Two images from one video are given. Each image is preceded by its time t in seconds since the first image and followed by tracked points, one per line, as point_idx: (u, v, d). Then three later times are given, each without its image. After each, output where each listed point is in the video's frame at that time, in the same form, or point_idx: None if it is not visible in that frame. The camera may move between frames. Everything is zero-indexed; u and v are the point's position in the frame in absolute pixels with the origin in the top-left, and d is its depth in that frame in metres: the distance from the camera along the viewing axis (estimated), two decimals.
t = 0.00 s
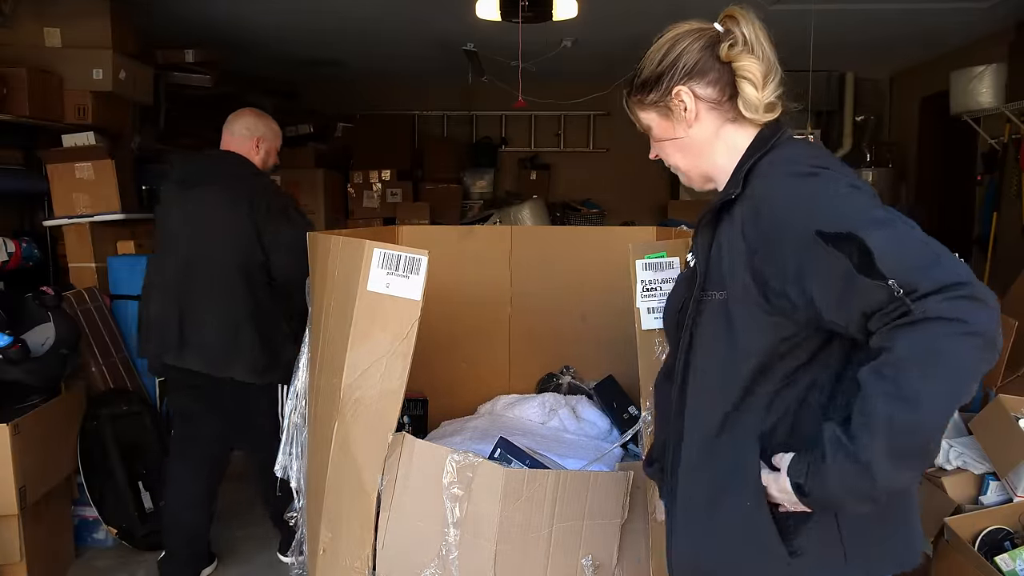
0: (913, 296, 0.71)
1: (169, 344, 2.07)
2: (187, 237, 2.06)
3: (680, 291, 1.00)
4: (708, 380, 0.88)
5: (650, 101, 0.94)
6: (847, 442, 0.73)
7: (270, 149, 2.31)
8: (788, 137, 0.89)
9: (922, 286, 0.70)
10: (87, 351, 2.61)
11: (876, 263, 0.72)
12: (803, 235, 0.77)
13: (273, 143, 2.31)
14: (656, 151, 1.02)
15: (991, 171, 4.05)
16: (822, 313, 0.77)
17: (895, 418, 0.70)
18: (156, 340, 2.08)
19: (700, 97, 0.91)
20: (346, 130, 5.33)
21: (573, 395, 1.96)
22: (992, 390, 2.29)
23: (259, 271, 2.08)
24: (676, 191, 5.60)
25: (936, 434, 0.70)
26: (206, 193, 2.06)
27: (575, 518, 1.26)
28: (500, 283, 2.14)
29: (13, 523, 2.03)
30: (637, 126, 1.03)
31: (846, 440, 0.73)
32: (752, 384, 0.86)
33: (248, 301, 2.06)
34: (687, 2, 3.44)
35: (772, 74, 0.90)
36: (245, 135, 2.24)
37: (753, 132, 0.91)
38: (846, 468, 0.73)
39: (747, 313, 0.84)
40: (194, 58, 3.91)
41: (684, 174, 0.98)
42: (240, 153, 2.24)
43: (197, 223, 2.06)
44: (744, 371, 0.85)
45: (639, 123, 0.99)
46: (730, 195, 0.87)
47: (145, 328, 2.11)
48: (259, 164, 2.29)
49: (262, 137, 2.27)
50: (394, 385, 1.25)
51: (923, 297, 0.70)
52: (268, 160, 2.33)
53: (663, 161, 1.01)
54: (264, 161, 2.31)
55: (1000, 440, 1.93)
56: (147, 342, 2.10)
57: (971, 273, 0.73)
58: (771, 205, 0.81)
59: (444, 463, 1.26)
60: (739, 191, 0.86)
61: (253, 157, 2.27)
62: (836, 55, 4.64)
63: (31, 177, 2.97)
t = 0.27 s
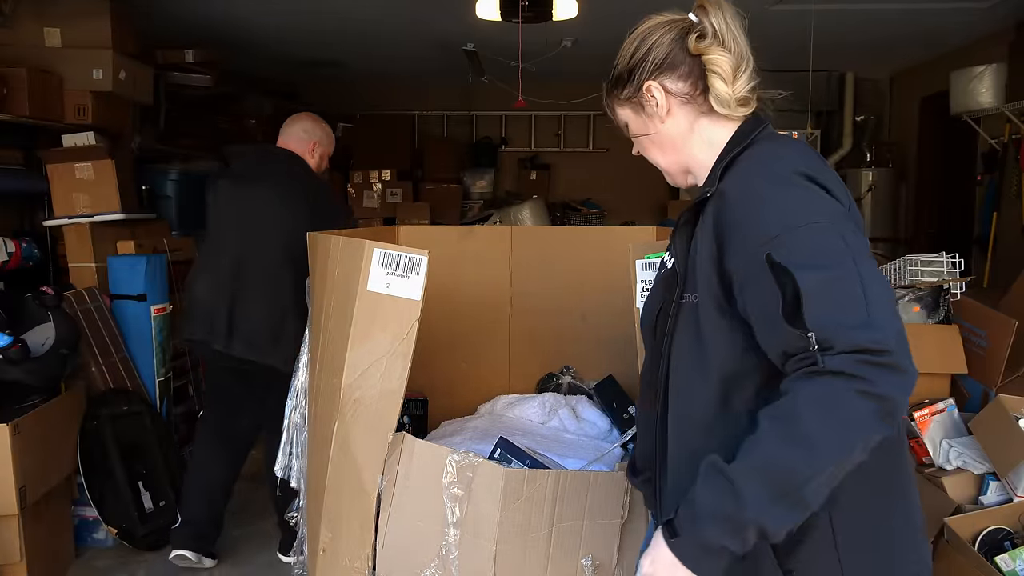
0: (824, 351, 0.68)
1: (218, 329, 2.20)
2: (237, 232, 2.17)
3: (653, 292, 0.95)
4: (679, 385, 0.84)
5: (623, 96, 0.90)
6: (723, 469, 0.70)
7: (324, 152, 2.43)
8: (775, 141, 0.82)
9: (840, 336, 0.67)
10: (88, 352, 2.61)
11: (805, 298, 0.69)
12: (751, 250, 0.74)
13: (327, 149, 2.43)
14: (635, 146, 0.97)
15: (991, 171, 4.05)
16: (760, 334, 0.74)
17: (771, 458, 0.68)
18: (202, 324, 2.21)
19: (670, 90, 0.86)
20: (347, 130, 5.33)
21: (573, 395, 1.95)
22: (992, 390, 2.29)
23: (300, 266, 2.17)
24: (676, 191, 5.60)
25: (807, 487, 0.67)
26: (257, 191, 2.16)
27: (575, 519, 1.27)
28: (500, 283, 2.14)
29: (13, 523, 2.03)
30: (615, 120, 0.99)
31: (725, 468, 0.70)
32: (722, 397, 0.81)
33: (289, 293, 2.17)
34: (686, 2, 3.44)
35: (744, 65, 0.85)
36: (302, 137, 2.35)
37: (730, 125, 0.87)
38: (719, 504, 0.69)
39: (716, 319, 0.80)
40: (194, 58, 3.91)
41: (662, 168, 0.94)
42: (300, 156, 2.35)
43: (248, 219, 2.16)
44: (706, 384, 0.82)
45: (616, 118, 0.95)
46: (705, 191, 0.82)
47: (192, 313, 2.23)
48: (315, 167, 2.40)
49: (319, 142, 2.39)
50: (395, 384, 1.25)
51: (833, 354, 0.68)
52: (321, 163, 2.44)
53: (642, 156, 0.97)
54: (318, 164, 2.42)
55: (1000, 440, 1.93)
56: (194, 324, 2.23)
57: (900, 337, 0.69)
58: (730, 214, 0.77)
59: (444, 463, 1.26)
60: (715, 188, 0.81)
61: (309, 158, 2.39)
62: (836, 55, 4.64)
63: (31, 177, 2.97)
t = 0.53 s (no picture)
0: (766, 341, 0.76)
1: (236, 328, 2.23)
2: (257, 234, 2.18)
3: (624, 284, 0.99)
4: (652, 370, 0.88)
5: (589, 104, 0.93)
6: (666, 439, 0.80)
7: (341, 154, 2.43)
8: (740, 143, 0.87)
9: (782, 328, 0.75)
10: (88, 351, 2.61)
11: (752, 292, 0.76)
12: (711, 242, 0.80)
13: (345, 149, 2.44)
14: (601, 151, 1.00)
15: (991, 171, 4.05)
16: (715, 319, 0.82)
17: (713, 435, 0.77)
18: (222, 321, 2.25)
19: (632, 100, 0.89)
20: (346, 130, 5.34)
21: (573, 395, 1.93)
22: (992, 390, 2.29)
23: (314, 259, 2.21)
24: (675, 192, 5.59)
25: (740, 460, 0.76)
26: (279, 194, 2.17)
27: (575, 518, 1.28)
28: (501, 282, 2.14)
29: (13, 523, 2.03)
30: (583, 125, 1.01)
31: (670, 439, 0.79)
32: (695, 380, 0.86)
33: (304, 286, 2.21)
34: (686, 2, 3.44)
35: (702, 78, 0.88)
36: (321, 139, 2.35)
37: (687, 134, 0.90)
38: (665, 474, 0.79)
39: (683, 306, 0.85)
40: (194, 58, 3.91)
41: (626, 174, 0.97)
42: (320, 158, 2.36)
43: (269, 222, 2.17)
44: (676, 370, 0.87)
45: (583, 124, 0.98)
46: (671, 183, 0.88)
47: (210, 310, 2.27)
48: (334, 168, 2.41)
49: (337, 142, 2.40)
50: (394, 384, 1.25)
51: (773, 345, 0.76)
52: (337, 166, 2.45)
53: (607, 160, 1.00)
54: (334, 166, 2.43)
55: (1000, 440, 1.92)
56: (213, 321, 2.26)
57: (841, 330, 0.76)
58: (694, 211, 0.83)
59: (444, 463, 1.27)
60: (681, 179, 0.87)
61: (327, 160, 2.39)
62: (836, 54, 4.64)
63: (31, 177, 2.97)
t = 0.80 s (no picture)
0: (734, 285, 0.79)
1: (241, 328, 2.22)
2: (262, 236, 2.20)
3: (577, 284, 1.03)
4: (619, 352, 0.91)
5: (532, 130, 1.03)
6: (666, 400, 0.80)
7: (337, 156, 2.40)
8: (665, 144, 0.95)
9: (744, 270, 0.79)
10: (88, 351, 2.61)
11: (712, 248, 0.80)
12: (663, 220, 0.84)
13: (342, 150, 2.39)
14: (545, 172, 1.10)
15: (991, 171, 4.05)
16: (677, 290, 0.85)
17: (707, 385, 0.77)
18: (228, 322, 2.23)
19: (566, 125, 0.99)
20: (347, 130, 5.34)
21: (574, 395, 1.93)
22: (992, 390, 2.29)
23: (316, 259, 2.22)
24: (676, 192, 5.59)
25: (739, 401, 0.78)
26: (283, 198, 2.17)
27: (576, 519, 1.31)
28: (500, 282, 2.14)
29: (13, 523, 2.03)
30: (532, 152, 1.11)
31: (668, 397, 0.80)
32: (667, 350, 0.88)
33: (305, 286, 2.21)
34: (686, 2, 3.44)
35: (630, 106, 0.98)
36: (316, 139, 2.31)
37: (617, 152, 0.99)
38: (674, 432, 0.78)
39: (644, 286, 0.88)
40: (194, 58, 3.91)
41: (567, 192, 1.06)
42: (314, 157, 2.33)
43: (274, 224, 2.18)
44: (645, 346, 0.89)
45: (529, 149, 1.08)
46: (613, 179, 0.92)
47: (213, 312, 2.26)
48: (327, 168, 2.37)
49: (332, 142, 2.35)
50: (393, 384, 1.25)
51: (742, 287, 0.79)
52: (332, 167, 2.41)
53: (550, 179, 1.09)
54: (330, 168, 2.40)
55: (1000, 440, 1.92)
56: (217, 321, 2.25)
57: (794, 266, 0.81)
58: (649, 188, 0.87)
59: (444, 463, 1.30)
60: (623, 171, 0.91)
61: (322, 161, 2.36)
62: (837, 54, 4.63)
63: (31, 177, 2.97)
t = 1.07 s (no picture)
0: (699, 299, 0.81)
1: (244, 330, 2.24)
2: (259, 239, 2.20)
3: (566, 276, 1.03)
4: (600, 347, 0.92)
5: (522, 127, 1.03)
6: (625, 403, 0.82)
7: (318, 157, 2.42)
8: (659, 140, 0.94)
9: (711, 283, 0.80)
10: (88, 351, 2.61)
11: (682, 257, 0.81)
12: (642, 221, 0.85)
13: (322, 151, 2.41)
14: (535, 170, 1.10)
15: (991, 171, 4.05)
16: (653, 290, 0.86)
17: (664, 392, 0.79)
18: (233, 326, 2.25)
19: (557, 122, 0.99)
20: (346, 130, 5.34)
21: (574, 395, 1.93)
22: (992, 390, 2.29)
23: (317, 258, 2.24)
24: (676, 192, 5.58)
25: (694, 409, 0.80)
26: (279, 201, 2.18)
27: (575, 520, 1.32)
28: (500, 282, 2.14)
29: (13, 523, 2.03)
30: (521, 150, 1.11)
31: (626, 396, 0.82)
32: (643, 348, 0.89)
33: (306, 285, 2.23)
34: (686, 2, 3.44)
35: (617, 101, 0.99)
36: (295, 138, 2.36)
37: (607, 147, 0.99)
38: (628, 434, 0.80)
39: (625, 282, 0.89)
40: (194, 58, 3.91)
41: (558, 189, 1.07)
42: (292, 157, 2.37)
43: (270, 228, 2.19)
44: (624, 343, 0.90)
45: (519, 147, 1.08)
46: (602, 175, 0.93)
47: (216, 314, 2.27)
48: (305, 168, 2.39)
49: (311, 142, 2.38)
50: (394, 383, 1.25)
51: (708, 300, 0.80)
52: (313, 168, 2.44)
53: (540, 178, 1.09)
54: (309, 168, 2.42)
55: (1000, 440, 1.92)
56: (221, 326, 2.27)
57: (764, 283, 0.81)
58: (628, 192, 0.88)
59: (444, 463, 1.30)
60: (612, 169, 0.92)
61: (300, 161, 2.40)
62: (837, 54, 4.63)
63: (31, 177, 2.97)
